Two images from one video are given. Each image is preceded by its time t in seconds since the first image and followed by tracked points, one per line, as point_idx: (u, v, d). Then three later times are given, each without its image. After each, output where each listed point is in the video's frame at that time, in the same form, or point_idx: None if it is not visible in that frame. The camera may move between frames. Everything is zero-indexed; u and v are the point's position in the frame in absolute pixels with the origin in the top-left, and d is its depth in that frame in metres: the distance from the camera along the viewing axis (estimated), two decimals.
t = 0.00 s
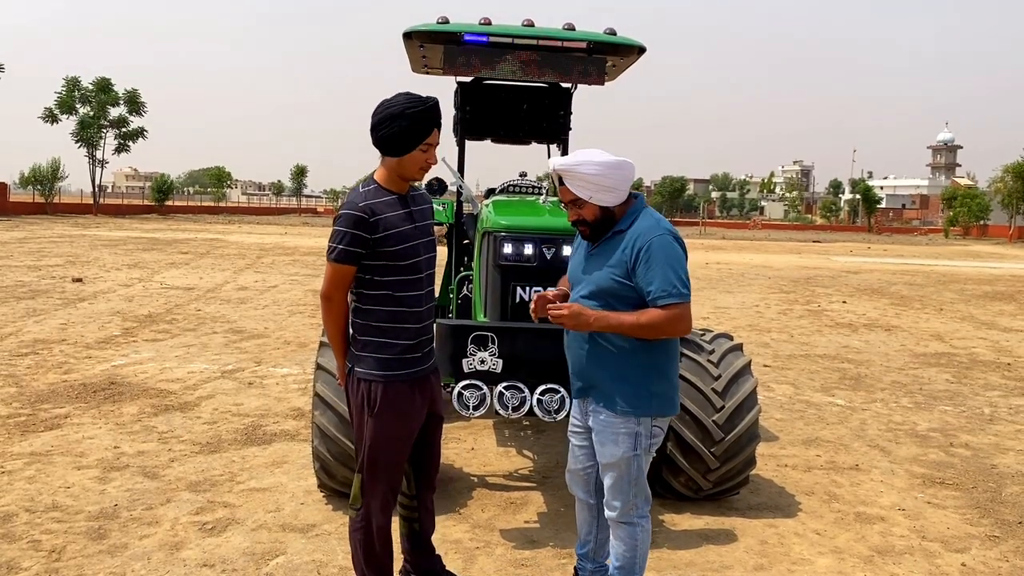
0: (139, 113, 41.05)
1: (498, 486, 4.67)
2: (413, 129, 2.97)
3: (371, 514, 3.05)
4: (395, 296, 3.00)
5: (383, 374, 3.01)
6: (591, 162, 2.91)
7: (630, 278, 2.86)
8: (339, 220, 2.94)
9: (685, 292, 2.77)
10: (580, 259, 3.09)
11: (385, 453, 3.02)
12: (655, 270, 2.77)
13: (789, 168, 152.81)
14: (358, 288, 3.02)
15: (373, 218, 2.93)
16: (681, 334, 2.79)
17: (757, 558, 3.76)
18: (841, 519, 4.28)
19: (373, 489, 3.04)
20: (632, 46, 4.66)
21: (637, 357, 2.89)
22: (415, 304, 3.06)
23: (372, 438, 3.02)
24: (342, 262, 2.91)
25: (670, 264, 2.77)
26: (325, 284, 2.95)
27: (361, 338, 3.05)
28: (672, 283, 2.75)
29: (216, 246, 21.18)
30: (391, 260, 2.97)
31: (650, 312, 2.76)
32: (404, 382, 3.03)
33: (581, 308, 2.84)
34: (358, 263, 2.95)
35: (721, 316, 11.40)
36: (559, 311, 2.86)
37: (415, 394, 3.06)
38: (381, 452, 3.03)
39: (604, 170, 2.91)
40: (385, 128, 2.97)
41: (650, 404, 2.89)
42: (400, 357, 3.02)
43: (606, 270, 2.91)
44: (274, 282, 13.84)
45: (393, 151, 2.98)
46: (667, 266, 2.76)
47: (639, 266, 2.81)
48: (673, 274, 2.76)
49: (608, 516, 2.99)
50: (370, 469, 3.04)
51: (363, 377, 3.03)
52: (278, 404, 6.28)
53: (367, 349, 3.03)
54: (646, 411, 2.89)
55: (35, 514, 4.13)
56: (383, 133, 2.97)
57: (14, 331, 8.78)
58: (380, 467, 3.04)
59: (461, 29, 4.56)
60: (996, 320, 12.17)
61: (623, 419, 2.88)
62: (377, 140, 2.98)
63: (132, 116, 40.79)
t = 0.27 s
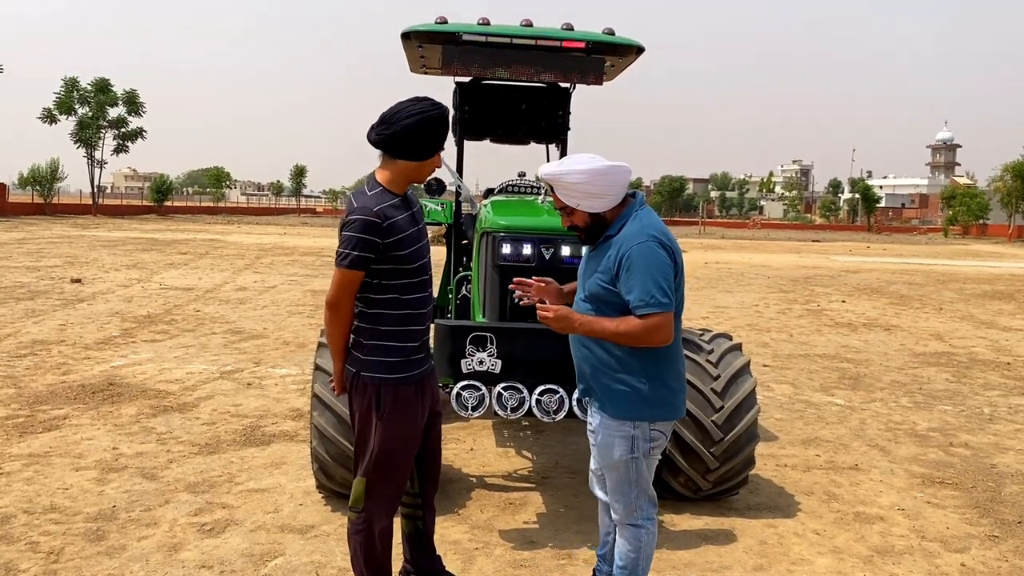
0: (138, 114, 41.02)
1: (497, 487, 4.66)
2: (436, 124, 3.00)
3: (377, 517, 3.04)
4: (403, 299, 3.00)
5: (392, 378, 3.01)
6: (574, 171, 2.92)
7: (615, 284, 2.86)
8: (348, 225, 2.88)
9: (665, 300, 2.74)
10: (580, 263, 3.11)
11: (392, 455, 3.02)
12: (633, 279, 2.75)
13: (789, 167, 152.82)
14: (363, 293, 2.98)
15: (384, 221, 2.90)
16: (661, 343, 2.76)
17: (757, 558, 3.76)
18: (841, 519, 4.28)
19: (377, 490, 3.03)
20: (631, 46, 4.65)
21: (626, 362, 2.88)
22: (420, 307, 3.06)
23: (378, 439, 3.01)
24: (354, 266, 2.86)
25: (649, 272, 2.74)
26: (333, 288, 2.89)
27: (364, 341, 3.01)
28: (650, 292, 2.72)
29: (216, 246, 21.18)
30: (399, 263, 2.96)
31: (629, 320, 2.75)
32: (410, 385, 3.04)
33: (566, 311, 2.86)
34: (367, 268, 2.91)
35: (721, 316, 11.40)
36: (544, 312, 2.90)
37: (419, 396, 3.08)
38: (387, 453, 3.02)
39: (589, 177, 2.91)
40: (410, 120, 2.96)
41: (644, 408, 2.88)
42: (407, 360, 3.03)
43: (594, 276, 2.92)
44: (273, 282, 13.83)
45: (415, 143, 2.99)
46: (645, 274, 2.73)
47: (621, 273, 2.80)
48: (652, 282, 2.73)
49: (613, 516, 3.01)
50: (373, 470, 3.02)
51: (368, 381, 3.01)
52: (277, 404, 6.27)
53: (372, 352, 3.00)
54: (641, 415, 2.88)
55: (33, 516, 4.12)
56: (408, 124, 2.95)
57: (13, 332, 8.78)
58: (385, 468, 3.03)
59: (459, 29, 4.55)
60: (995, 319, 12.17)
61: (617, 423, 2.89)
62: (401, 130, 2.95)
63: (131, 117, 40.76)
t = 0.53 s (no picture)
0: (136, 113, 40.97)
1: (496, 486, 4.66)
2: (451, 127, 3.05)
3: (382, 518, 3.03)
4: (412, 300, 3.00)
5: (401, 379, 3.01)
6: (566, 171, 2.92)
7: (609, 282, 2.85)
8: (372, 228, 2.86)
9: (655, 298, 2.73)
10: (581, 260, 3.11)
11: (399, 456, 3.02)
12: (624, 276, 2.75)
13: (788, 165, 152.78)
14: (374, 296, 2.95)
15: (404, 224, 2.91)
16: (652, 340, 2.76)
17: (756, 557, 3.75)
18: (840, 517, 4.27)
19: (384, 492, 3.02)
20: (628, 44, 4.64)
21: (622, 361, 2.87)
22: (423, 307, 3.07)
23: (385, 441, 3.00)
24: (377, 271, 2.84)
25: (640, 270, 2.73)
26: (352, 291, 2.85)
27: (371, 343, 2.98)
28: (641, 289, 2.72)
29: (215, 246, 21.16)
30: (411, 265, 2.96)
31: (620, 318, 2.75)
32: (415, 385, 3.07)
33: (561, 305, 2.87)
34: (385, 271, 2.89)
35: (720, 315, 11.39)
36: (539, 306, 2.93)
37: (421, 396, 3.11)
38: (394, 454, 3.01)
39: (579, 177, 2.91)
40: (429, 122, 2.98)
41: (641, 407, 2.87)
42: (412, 361, 3.05)
43: (591, 274, 2.92)
44: (272, 282, 13.82)
45: (431, 145, 3.01)
46: (636, 272, 2.73)
47: (614, 271, 2.80)
48: (643, 279, 2.72)
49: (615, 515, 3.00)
50: (380, 472, 3.01)
51: (377, 383, 2.99)
52: (276, 404, 6.26)
53: (382, 355, 2.98)
54: (637, 413, 2.87)
55: (32, 517, 4.12)
56: (426, 125, 2.98)
57: (12, 332, 8.76)
58: (391, 469, 3.02)
59: (457, 28, 4.54)
60: (994, 316, 12.16)
61: (615, 421, 2.89)
62: (420, 131, 2.97)
63: (129, 117, 40.73)
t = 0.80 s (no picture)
0: (134, 113, 40.95)
1: (495, 483, 4.65)
2: (454, 124, 3.04)
3: (383, 515, 3.02)
4: (412, 297, 2.99)
5: (401, 376, 3.00)
6: (571, 163, 2.93)
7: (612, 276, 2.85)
8: (376, 223, 2.84)
9: (657, 292, 2.72)
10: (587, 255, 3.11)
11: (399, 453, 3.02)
12: (626, 270, 2.75)
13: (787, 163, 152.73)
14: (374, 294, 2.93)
15: (407, 220, 2.90)
16: (652, 334, 2.74)
17: (756, 553, 3.74)
18: (840, 513, 4.26)
19: (384, 489, 3.00)
20: (626, 40, 4.63)
21: (623, 355, 2.87)
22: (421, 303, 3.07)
23: (385, 437, 3.00)
24: (380, 267, 2.83)
25: (641, 263, 2.73)
26: (354, 287, 2.83)
27: (370, 340, 2.97)
28: (642, 282, 2.71)
29: (213, 245, 21.13)
30: (412, 262, 2.95)
31: (620, 311, 2.74)
32: (414, 382, 3.06)
33: (564, 300, 2.88)
34: (386, 267, 2.87)
35: (719, 311, 11.38)
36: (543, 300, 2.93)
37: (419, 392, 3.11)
38: (394, 451, 3.00)
39: (584, 170, 2.92)
40: (433, 117, 2.97)
41: (641, 401, 2.86)
42: (411, 357, 3.05)
43: (594, 268, 2.92)
44: (271, 281, 13.81)
45: (434, 141, 3.00)
46: (637, 265, 2.73)
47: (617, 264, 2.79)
48: (644, 273, 2.72)
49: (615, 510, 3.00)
50: (380, 470, 3.00)
51: (377, 380, 2.97)
52: (274, 402, 6.25)
53: (382, 351, 2.97)
54: (637, 407, 2.86)
55: (30, 516, 4.10)
56: (430, 121, 2.96)
57: (10, 332, 8.75)
58: (391, 467, 3.01)
59: (456, 24, 4.52)
60: (994, 312, 12.15)
61: (615, 416, 2.89)
62: (425, 126, 2.96)
63: (128, 116, 40.68)
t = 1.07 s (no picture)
0: (134, 112, 40.93)
1: (496, 481, 4.65)
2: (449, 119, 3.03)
3: (385, 511, 3.02)
4: (412, 293, 2.99)
5: (402, 371, 3.00)
6: (593, 155, 2.94)
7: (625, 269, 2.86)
8: (372, 218, 2.84)
9: (668, 285, 2.73)
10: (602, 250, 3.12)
11: (400, 449, 3.01)
12: (639, 261, 2.76)
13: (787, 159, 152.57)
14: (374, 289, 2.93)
15: (405, 215, 2.90)
16: (661, 327, 2.75)
17: (756, 550, 3.74)
18: (841, 509, 4.26)
19: (386, 486, 3.00)
20: (626, 36, 4.61)
21: (633, 347, 2.88)
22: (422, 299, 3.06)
23: (386, 434, 2.99)
24: (377, 261, 2.82)
25: (654, 256, 2.74)
26: (351, 282, 2.83)
27: (371, 335, 2.97)
28: (653, 274, 2.72)
29: (214, 243, 21.13)
30: (410, 258, 2.95)
31: (630, 302, 2.75)
32: (414, 377, 3.06)
33: (576, 292, 2.91)
34: (385, 262, 2.87)
35: (720, 308, 11.38)
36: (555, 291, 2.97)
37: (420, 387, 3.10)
38: (395, 447, 3.00)
39: (604, 164, 2.93)
40: (427, 113, 2.96)
41: (648, 394, 2.86)
42: (412, 353, 3.04)
43: (608, 261, 2.94)
44: (271, 279, 13.81)
45: (431, 136, 2.99)
46: (650, 257, 2.74)
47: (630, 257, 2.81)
48: (657, 265, 2.73)
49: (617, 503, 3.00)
50: (381, 466, 2.99)
51: (377, 375, 2.97)
52: (275, 401, 6.25)
53: (384, 347, 2.96)
54: (643, 400, 2.86)
55: (30, 515, 4.11)
56: (425, 117, 2.96)
57: (11, 331, 8.75)
58: (392, 463, 3.01)
59: (454, 21, 4.51)
60: (995, 308, 12.14)
61: (621, 407, 2.90)
62: (419, 123, 2.95)
63: (127, 115, 40.66)
